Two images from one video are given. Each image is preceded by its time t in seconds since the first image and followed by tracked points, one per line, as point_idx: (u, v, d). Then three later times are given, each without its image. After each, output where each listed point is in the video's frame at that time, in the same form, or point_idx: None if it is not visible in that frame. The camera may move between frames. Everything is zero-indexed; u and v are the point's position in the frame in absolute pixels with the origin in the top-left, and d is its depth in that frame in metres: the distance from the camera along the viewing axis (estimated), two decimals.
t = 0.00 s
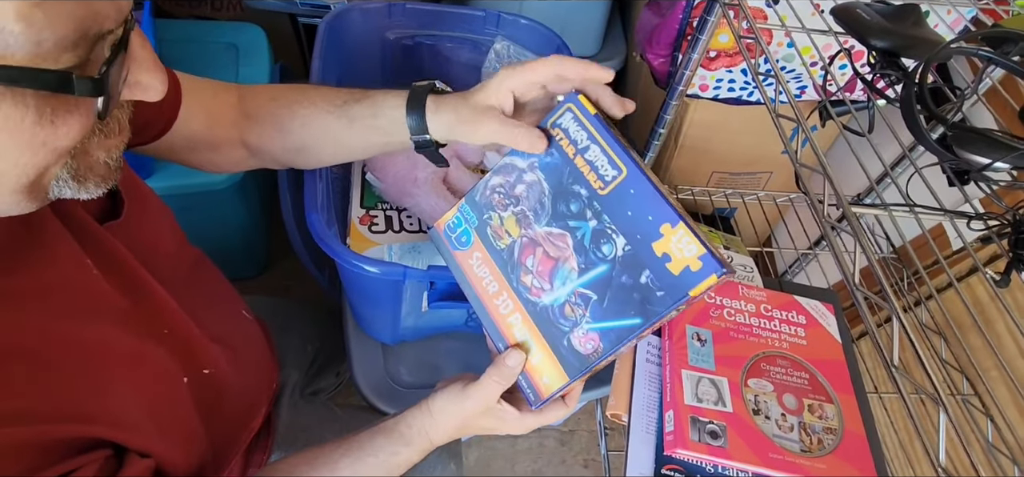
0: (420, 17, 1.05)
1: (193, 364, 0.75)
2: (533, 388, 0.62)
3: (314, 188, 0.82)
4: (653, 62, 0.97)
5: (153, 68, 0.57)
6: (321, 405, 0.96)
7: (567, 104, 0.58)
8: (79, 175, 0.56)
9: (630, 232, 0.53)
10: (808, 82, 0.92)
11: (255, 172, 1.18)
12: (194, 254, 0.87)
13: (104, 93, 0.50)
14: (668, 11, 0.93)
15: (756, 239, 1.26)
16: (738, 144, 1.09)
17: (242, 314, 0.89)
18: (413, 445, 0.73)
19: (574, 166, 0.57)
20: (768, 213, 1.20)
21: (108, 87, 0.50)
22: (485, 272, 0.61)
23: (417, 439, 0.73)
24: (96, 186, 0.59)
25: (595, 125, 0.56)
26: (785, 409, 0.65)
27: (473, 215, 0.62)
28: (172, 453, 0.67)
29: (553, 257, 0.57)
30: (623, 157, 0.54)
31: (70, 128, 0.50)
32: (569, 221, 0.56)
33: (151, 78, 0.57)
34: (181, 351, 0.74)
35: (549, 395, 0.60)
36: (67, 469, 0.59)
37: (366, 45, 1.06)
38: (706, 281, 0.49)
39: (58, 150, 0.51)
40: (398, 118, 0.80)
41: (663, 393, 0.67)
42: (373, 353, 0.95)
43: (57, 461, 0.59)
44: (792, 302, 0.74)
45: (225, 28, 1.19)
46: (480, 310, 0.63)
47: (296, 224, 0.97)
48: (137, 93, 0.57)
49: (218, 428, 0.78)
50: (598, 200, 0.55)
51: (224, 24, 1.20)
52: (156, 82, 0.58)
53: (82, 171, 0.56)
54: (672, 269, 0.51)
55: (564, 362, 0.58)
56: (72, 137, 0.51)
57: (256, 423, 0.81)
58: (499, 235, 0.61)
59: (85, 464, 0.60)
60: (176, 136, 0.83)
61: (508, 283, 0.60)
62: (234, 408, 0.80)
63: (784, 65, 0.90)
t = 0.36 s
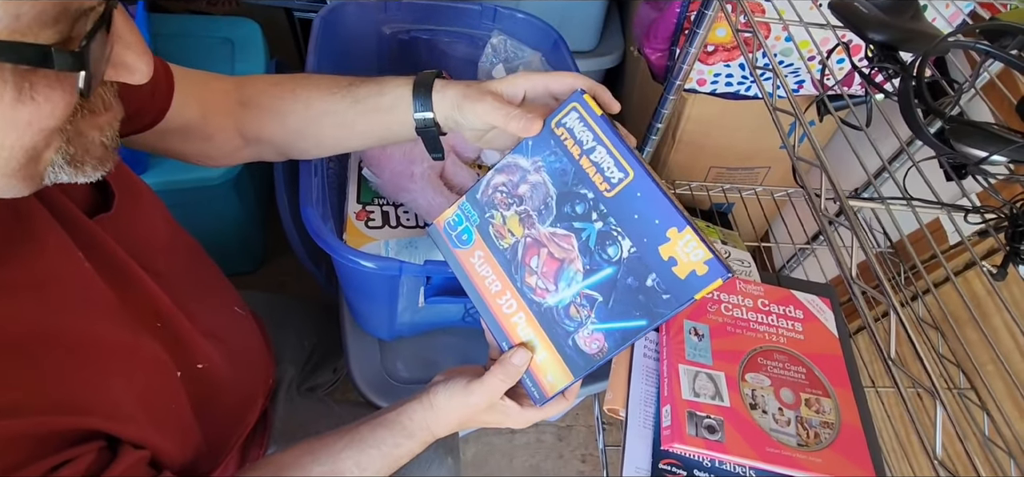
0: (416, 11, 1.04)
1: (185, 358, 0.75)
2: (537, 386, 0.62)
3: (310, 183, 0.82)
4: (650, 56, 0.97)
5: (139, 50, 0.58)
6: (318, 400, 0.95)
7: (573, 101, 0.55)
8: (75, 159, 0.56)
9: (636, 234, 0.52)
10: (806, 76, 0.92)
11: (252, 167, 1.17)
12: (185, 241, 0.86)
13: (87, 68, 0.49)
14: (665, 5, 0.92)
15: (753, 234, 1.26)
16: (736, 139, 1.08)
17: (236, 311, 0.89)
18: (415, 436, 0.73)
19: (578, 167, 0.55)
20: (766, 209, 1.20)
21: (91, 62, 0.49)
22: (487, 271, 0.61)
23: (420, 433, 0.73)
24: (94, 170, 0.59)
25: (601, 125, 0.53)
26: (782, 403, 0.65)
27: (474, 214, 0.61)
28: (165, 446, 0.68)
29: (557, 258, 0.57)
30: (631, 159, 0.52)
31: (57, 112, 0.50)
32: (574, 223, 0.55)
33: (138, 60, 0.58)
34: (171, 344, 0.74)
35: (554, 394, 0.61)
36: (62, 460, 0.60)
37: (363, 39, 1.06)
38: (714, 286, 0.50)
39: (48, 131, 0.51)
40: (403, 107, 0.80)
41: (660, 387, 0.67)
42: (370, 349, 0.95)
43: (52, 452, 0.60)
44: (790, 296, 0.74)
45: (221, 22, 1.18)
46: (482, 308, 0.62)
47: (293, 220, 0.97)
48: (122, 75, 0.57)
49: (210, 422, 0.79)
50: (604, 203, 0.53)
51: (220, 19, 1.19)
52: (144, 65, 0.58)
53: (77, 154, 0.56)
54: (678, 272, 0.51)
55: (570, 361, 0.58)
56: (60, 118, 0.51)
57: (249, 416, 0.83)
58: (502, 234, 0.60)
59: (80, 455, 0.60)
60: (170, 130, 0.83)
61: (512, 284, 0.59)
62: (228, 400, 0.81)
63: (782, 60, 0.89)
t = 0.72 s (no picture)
0: (410, 5, 1.03)
1: (178, 348, 0.75)
2: (533, 386, 0.62)
3: (302, 176, 0.81)
4: (645, 50, 0.97)
5: None
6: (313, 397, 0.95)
7: (558, 97, 0.53)
8: (54, 111, 0.57)
9: (627, 234, 0.51)
10: (801, 70, 0.91)
11: (245, 162, 1.17)
12: (176, 233, 0.85)
13: None
14: None
15: (749, 229, 1.26)
16: (731, 133, 1.08)
17: (228, 306, 0.88)
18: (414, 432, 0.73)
19: (567, 165, 0.53)
20: (761, 204, 1.20)
21: None
22: (479, 272, 0.60)
23: (418, 429, 0.73)
24: (79, 123, 0.60)
25: (587, 121, 0.52)
26: (776, 398, 0.65)
27: (465, 214, 0.60)
28: (154, 437, 0.68)
29: (549, 258, 0.56)
30: (619, 156, 0.51)
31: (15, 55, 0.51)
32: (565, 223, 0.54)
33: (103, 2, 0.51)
34: (162, 335, 0.73)
35: (551, 393, 0.61)
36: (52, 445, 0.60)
37: (356, 33, 1.05)
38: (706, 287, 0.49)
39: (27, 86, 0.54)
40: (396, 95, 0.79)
41: (654, 382, 0.67)
42: (364, 345, 0.95)
43: (43, 436, 0.60)
44: (784, 291, 0.74)
45: (213, 15, 1.17)
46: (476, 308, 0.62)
47: (286, 216, 0.97)
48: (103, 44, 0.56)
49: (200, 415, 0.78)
50: (594, 201, 0.52)
51: (212, 12, 1.18)
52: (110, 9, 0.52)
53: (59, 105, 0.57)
54: (669, 272, 0.50)
55: (565, 361, 0.58)
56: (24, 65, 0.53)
57: (241, 409, 0.82)
58: (493, 235, 0.59)
59: (70, 441, 0.61)
60: (159, 121, 0.82)
61: (504, 284, 0.59)
62: (221, 392, 0.80)
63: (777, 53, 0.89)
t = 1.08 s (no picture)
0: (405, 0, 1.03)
1: (170, 343, 0.74)
2: (524, 397, 0.59)
3: (295, 173, 0.81)
4: (641, 46, 0.96)
5: None
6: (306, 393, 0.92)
7: (516, 96, 0.52)
8: (16, 80, 0.49)
9: (584, 240, 0.47)
10: (797, 66, 0.91)
11: (239, 158, 1.16)
12: (170, 233, 0.85)
13: None
14: None
15: (745, 226, 1.25)
16: (726, 130, 1.08)
17: (220, 302, 0.88)
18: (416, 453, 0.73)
19: (528, 167, 0.50)
20: (757, 201, 1.20)
21: None
22: (474, 279, 0.58)
23: (421, 450, 0.73)
24: (52, 96, 0.52)
25: (541, 118, 0.50)
26: (771, 395, 0.64)
27: (459, 222, 0.59)
28: (147, 431, 0.68)
29: (524, 266, 0.52)
30: (572, 158, 0.48)
31: None
32: (533, 229, 0.50)
33: None
34: (156, 329, 0.73)
35: (537, 404, 0.57)
36: (47, 436, 0.59)
37: (351, 29, 1.04)
38: (660, 299, 0.43)
39: None
40: (379, 96, 0.78)
41: (649, 380, 0.67)
42: (358, 343, 0.94)
43: (36, 427, 0.59)
44: (779, 288, 0.74)
45: (206, 11, 1.16)
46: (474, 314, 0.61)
47: (281, 213, 0.96)
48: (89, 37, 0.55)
49: (194, 411, 0.77)
50: (553, 205, 0.49)
51: (205, 8, 1.17)
52: None
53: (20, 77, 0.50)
54: (625, 283, 0.45)
55: (545, 373, 0.54)
56: None
57: (233, 406, 0.81)
58: (480, 242, 0.57)
59: (65, 434, 0.60)
60: (151, 117, 0.81)
61: (492, 291, 0.56)
62: (216, 387, 0.80)
63: (773, 50, 0.88)
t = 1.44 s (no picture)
0: None
1: (170, 338, 0.74)
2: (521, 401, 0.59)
3: (294, 170, 0.80)
4: (640, 44, 0.96)
5: None
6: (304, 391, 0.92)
7: (491, 97, 0.52)
8: None
9: (541, 240, 0.45)
10: (795, 64, 0.91)
11: (236, 155, 1.15)
12: (169, 229, 0.84)
13: None
14: None
15: (743, 224, 1.26)
16: (724, 128, 1.08)
17: (218, 300, 0.87)
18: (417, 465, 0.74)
19: (502, 168, 0.50)
20: (755, 199, 1.20)
21: None
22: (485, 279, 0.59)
23: (423, 463, 0.74)
24: (31, 74, 0.50)
25: (506, 116, 0.49)
26: (769, 392, 0.65)
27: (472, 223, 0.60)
28: (144, 425, 0.67)
29: (513, 268, 0.51)
30: (528, 153, 0.46)
31: None
32: (511, 229, 0.50)
33: None
34: (155, 324, 0.73)
35: (528, 407, 0.57)
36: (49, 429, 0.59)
37: (349, 25, 1.04)
38: (589, 308, 0.40)
39: None
40: (369, 94, 0.79)
41: (648, 377, 0.67)
42: (357, 340, 0.94)
43: (41, 419, 0.59)
44: (777, 285, 0.74)
45: (203, 6, 1.15)
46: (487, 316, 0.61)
47: (278, 210, 0.96)
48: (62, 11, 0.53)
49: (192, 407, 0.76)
50: (520, 206, 0.48)
51: (202, 3, 1.16)
52: None
53: None
54: (566, 287, 0.42)
55: (530, 376, 0.53)
56: None
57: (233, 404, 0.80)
58: (485, 241, 0.57)
59: (68, 428, 0.60)
60: (148, 114, 0.81)
61: (495, 292, 0.56)
62: (218, 384, 0.79)
63: (772, 48, 0.88)
